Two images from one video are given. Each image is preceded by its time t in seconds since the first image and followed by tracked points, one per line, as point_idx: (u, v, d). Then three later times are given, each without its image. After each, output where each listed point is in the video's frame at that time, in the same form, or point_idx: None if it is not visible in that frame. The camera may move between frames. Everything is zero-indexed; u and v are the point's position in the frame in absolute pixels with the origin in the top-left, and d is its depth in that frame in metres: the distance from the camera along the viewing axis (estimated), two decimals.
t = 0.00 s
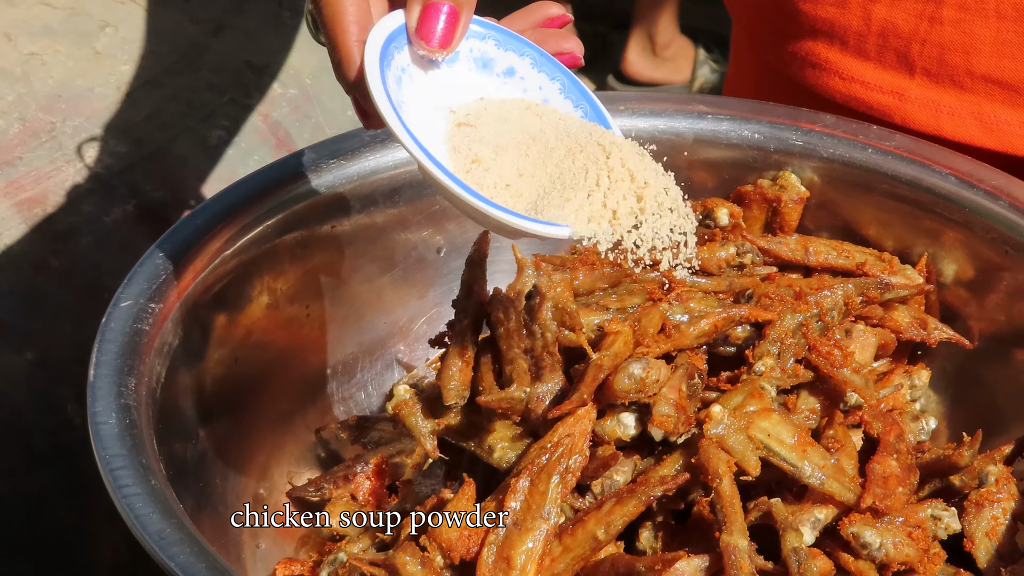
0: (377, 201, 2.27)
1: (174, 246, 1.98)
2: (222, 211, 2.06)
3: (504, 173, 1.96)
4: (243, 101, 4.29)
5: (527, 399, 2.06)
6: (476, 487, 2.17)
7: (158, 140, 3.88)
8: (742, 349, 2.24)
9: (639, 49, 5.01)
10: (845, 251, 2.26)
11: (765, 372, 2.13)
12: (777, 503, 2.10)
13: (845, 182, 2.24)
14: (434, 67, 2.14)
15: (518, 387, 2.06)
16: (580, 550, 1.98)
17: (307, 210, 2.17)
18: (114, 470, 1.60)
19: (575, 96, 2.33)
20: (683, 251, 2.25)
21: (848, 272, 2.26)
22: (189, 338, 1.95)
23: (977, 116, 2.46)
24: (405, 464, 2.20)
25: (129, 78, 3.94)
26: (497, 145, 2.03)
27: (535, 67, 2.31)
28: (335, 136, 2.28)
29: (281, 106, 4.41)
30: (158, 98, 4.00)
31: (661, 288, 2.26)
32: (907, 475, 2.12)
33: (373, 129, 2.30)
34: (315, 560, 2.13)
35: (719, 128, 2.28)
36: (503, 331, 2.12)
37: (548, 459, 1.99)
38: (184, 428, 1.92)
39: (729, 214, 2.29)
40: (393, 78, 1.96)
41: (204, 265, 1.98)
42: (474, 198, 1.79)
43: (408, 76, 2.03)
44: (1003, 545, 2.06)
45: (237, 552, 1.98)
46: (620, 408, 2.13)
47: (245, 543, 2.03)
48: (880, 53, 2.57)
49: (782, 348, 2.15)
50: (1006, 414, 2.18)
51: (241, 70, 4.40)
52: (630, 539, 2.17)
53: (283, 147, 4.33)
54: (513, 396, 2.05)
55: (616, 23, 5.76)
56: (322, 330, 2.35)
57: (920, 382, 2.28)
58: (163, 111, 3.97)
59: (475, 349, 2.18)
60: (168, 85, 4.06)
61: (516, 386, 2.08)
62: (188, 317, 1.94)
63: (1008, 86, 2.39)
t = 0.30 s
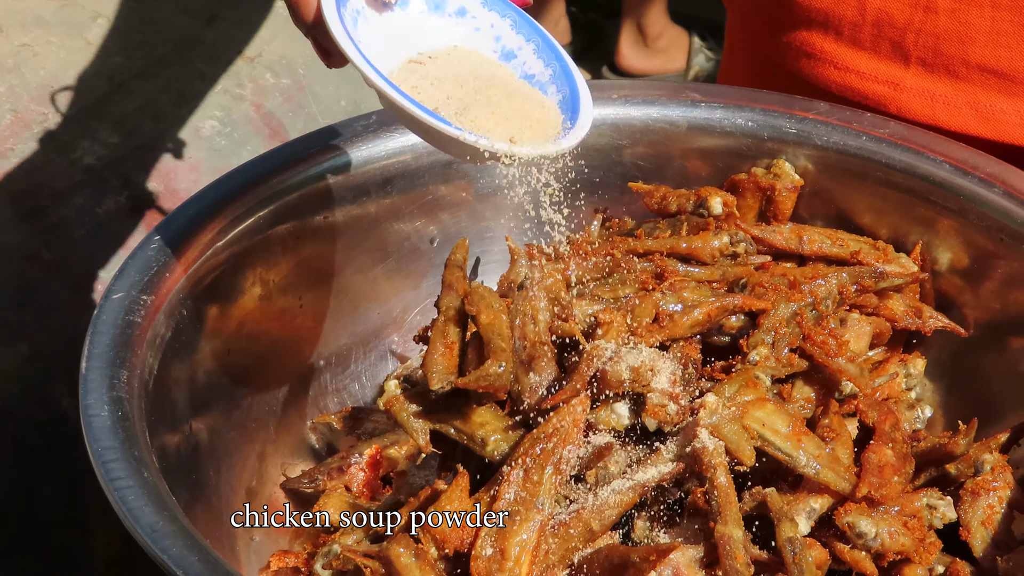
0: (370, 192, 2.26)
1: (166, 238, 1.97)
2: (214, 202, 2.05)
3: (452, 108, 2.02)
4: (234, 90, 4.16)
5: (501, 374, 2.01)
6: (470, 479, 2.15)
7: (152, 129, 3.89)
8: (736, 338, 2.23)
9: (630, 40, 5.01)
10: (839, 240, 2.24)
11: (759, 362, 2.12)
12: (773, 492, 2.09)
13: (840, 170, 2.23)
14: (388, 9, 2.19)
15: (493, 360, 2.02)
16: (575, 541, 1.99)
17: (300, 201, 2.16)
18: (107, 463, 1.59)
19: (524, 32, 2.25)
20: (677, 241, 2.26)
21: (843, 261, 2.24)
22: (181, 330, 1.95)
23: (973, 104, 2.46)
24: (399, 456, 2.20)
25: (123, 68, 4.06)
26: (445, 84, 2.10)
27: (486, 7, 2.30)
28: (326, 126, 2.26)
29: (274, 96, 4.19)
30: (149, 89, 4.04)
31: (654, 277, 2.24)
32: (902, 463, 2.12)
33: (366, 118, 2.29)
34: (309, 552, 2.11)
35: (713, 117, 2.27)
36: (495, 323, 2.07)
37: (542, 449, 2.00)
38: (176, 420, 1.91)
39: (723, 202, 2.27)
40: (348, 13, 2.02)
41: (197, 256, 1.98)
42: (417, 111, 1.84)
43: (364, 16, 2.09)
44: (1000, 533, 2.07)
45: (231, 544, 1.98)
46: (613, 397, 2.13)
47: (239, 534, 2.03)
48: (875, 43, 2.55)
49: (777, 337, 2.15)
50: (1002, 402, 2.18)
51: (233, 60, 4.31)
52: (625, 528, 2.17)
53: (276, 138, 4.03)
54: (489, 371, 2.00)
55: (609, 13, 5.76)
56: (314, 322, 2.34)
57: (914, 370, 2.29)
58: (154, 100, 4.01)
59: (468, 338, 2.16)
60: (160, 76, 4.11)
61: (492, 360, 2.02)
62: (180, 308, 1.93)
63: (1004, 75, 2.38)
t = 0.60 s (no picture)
0: (355, 180, 2.25)
1: (149, 226, 1.95)
2: (197, 190, 2.04)
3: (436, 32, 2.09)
4: (219, 80, 3.69)
5: (486, 362, 2.00)
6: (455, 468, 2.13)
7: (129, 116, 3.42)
8: (723, 326, 2.22)
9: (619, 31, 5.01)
10: (826, 227, 2.24)
11: (746, 350, 2.12)
12: (759, 481, 2.08)
13: (827, 157, 2.22)
14: None
15: (477, 348, 2.00)
16: (561, 529, 1.97)
17: (284, 188, 2.15)
18: (89, 453, 1.57)
19: None
20: (663, 229, 2.26)
21: (829, 248, 2.24)
22: (165, 319, 1.93)
23: (962, 98, 2.44)
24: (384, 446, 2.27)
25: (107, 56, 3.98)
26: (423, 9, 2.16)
27: None
28: (312, 112, 2.25)
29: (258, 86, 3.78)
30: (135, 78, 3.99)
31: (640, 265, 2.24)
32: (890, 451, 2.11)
33: (351, 106, 2.28)
34: (294, 542, 2.13)
35: (699, 104, 2.27)
36: (480, 311, 2.06)
37: (528, 438, 1.99)
38: (159, 409, 1.89)
39: (709, 189, 2.26)
40: None
41: (181, 245, 1.96)
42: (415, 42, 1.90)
43: None
44: (986, 521, 2.07)
45: (216, 533, 1.98)
46: (599, 385, 2.12)
47: (223, 524, 2.03)
48: (863, 37, 2.55)
49: (763, 325, 2.14)
50: (989, 390, 2.18)
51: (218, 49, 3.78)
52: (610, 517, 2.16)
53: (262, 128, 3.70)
54: (473, 360, 1.98)
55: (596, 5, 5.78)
56: (299, 311, 2.33)
57: (902, 358, 2.29)
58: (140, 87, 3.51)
59: (453, 326, 2.15)
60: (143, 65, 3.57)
61: (476, 348, 2.00)
62: (165, 297, 1.91)
63: (992, 67, 2.38)
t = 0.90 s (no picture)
0: (345, 171, 2.25)
1: (140, 217, 1.94)
2: (188, 181, 2.03)
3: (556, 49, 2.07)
4: (208, 72, 3.27)
5: (477, 352, 2.00)
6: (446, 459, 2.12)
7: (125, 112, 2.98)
8: (714, 316, 2.22)
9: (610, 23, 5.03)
10: (817, 217, 2.24)
11: (738, 339, 2.11)
12: (751, 470, 2.07)
13: (817, 147, 2.22)
14: None
15: (468, 339, 2.00)
16: (553, 520, 1.97)
17: (275, 180, 2.14)
18: (80, 445, 1.56)
19: None
20: (654, 219, 2.25)
21: (820, 238, 2.24)
22: (156, 312, 1.92)
23: (949, 84, 2.45)
24: (376, 437, 2.24)
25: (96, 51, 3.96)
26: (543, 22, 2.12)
27: None
28: (304, 104, 2.25)
29: (248, 78, 3.40)
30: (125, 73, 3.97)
31: (631, 255, 2.22)
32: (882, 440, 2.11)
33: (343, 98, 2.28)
34: (285, 534, 2.13)
35: (690, 94, 2.27)
36: (471, 302, 2.06)
37: (519, 429, 1.98)
38: (150, 402, 1.88)
39: (699, 178, 2.30)
40: None
41: (172, 236, 1.95)
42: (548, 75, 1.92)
43: None
44: (979, 510, 2.07)
45: (207, 526, 1.97)
46: (591, 375, 2.11)
47: (215, 516, 2.03)
48: (851, 25, 2.58)
49: (755, 315, 2.14)
50: (980, 379, 2.19)
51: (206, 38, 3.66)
52: (602, 509, 2.15)
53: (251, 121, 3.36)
54: (463, 351, 1.98)
55: None
56: (290, 302, 2.33)
57: (892, 348, 2.29)
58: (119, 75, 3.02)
59: (444, 317, 2.14)
60: (133, 56, 3.09)
61: (465, 339, 2.00)
62: (155, 289, 1.91)
63: (980, 54, 2.39)
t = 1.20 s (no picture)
0: (337, 157, 2.25)
1: (131, 203, 1.94)
2: (179, 168, 2.03)
3: (559, 90, 1.93)
4: (199, 59, 3.59)
5: (469, 338, 1.99)
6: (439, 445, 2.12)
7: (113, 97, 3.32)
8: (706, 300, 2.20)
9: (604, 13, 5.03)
10: (810, 202, 2.25)
11: (731, 324, 2.11)
12: (744, 455, 2.05)
13: (809, 132, 2.22)
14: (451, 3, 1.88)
15: (459, 324, 1.99)
16: (546, 505, 1.96)
17: (266, 166, 2.14)
18: (71, 431, 1.55)
19: (566, 21, 2.17)
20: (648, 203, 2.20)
21: (813, 223, 2.25)
22: (147, 298, 1.91)
23: (952, 66, 2.46)
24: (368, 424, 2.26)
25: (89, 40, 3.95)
26: (540, 68, 1.97)
27: None
28: (295, 90, 2.24)
29: (240, 65, 3.68)
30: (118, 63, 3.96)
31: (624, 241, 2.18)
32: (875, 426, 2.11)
33: (333, 84, 2.27)
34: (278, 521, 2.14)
35: (683, 78, 2.27)
36: (464, 287, 2.06)
37: (512, 415, 1.97)
38: (142, 388, 1.87)
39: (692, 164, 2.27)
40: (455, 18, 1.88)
41: (163, 223, 1.94)
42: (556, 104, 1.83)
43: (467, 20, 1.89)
44: (973, 496, 2.08)
45: (199, 513, 1.97)
46: (583, 360, 2.11)
47: (207, 504, 2.02)
48: (853, 9, 2.57)
49: (748, 300, 2.15)
50: (973, 363, 2.19)
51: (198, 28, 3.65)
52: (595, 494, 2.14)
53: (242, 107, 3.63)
54: (455, 336, 1.97)
55: None
56: (282, 289, 2.32)
57: (886, 333, 2.30)
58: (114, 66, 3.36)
59: (436, 303, 2.14)
60: (122, 44, 3.41)
61: (457, 325, 1.99)
62: (146, 276, 1.90)
63: (983, 37, 2.39)
